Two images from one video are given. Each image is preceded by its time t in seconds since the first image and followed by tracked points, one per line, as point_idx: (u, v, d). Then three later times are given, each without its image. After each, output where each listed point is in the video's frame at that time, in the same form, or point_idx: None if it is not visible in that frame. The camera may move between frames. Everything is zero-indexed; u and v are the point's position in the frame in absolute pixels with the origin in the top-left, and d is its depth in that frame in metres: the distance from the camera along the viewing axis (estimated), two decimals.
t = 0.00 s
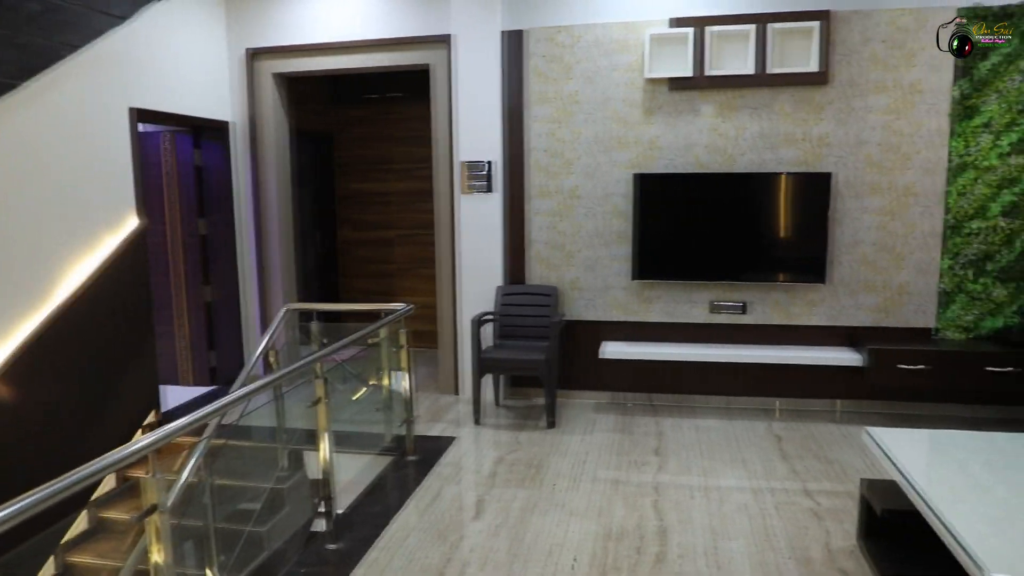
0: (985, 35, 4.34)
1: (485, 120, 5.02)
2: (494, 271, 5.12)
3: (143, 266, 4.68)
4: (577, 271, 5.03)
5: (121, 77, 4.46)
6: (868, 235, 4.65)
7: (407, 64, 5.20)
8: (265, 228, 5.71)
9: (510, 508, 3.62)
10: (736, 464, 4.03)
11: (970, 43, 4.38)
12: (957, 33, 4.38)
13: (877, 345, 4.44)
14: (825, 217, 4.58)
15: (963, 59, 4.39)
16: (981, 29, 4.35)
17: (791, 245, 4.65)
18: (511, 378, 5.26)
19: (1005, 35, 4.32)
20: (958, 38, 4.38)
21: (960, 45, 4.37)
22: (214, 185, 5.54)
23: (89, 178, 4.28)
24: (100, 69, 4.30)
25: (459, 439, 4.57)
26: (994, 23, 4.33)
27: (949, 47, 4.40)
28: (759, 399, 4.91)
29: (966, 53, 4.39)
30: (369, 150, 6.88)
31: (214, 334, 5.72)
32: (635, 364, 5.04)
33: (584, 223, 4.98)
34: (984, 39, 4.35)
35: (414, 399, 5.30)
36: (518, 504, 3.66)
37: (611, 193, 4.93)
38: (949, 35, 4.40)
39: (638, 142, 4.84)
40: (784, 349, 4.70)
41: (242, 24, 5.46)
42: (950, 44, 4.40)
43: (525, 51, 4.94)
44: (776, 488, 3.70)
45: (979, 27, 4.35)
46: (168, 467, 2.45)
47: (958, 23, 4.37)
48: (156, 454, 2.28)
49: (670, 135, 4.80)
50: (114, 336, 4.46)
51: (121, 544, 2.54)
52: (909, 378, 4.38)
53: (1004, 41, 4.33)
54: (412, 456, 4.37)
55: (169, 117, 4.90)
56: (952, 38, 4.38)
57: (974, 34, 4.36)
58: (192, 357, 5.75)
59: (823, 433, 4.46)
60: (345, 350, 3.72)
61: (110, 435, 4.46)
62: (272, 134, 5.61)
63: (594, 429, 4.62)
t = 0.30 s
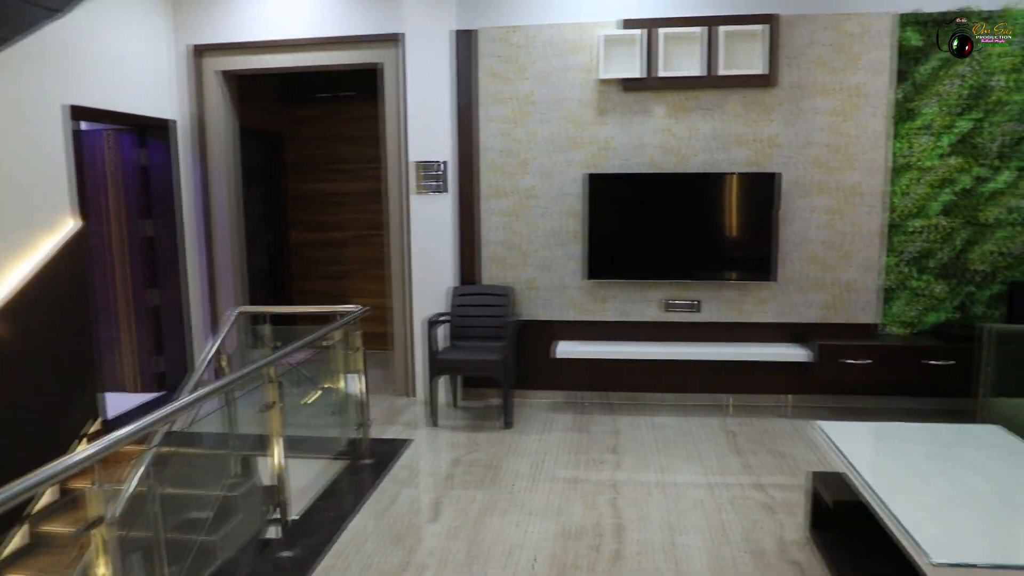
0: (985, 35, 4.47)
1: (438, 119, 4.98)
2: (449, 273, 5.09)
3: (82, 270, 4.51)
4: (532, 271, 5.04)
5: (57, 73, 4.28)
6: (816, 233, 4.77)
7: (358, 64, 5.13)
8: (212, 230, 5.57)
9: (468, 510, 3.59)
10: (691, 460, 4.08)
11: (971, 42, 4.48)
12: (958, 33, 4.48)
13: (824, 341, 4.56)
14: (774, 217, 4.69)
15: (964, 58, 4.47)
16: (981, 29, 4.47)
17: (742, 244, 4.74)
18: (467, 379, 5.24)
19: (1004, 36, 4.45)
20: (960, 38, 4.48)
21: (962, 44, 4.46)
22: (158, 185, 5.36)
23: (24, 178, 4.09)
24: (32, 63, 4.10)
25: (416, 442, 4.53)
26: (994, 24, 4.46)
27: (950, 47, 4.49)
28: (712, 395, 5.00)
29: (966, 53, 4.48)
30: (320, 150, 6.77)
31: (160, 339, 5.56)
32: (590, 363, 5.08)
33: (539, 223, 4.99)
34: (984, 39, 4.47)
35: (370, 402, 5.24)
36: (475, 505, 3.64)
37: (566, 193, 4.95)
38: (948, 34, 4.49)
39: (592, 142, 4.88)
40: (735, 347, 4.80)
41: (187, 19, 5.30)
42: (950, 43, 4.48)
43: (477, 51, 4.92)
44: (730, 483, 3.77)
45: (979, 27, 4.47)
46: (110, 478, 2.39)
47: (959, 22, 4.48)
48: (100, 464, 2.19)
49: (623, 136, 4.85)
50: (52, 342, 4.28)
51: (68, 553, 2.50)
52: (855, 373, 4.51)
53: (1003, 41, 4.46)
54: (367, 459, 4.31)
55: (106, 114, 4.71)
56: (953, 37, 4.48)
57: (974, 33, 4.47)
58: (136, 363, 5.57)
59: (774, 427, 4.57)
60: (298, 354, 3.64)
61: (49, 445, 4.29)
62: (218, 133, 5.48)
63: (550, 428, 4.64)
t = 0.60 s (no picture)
0: (986, 35, 4.60)
1: (388, 118, 4.92)
2: (400, 274, 5.04)
3: (13, 274, 4.31)
4: (483, 271, 5.03)
5: None
6: (761, 232, 4.87)
7: (304, 62, 5.04)
8: (154, 232, 5.38)
9: (421, 513, 3.56)
10: (642, 457, 4.13)
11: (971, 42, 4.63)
12: (958, 33, 4.61)
13: (771, 338, 4.66)
14: (720, 216, 4.78)
15: (964, 58, 4.62)
16: (981, 29, 4.60)
17: (689, 243, 4.82)
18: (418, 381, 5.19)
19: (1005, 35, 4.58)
20: (960, 38, 4.61)
21: (962, 45, 4.60)
22: (96, 186, 5.16)
23: None
24: None
25: (367, 445, 4.47)
26: (995, 23, 4.58)
27: (951, 47, 4.62)
28: (661, 392, 5.06)
29: (966, 53, 4.63)
30: (266, 150, 6.63)
31: (100, 344, 5.37)
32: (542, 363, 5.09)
33: (490, 223, 4.98)
34: (985, 39, 4.60)
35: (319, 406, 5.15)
36: (428, 508, 3.60)
37: (516, 193, 4.95)
38: (949, 35, 4.62)
39: (542, 142, 4.89)
40: (684, 344, 4.87)
41: (126, 14, 5.12)
42: (951, 43, 4.62)
43: (426, 51, 4.88)
44: (680, 479, 3.82)
45: (979, 27, 4.61)
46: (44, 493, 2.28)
47: (960, 22, 4.61)
48: (36, 476, 2.10)
49: (573, 136, 4.87)
50: None
51: None
52: (800, 368, 4.63)
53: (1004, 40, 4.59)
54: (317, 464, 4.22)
55: (37, 112, 4.51)
56: (954, 38, 4.61)
57: (975, 33, 4.61)
58: (74, 371, 5.36)
59: (722, 423, 4.65)
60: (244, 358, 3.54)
61: None
62: (159, 131, 5.31)
63: (503, 428, 4.63)
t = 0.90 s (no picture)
0: (984, 35, 4.30)
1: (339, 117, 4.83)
2: (349, 276, 4.94)
3: None
4: (436, 271, 5.00)
5: None
6: (711, 232, 4.96)
7: (251, 60, 4.92)
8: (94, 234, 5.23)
9: (376, 517, 3.51)
10: (597, 455, 4.15)
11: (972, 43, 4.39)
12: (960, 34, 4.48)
13: (721, 335, 4.74)
14: (671, 216, 4.84)
15: (964, 59, 4.47)
16: (981, 29, 4.32)
17: (641, 242, 4.87)
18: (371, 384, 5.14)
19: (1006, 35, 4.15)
20: (961, 39, 4.47)
21: (961, 46, 4.47)
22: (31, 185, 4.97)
23: None
24: None
25: (320, 450, 4.39)
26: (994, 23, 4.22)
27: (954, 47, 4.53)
28: (614, 391, 5.11)
29: (967, 53, 4.44)
30: (213, 149, 6.46)
31: (36, 351, 5.17)
32: (497, 363, 5.08)
33: (442, 224, 4.96)
34: (983, 39, 4.31)
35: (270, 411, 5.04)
36: (383, 512, 3.56)
37: (468, 193, 4.93)
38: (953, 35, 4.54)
39: (494, 142, 4.88)
40: (637, 343, 4.92)
41: (61, 7, 4.93)
42: (953, 44, 4.53)
43: (377, 50, 4.83)
44: (635, 476, 3.85)
45: (981, 27, 4.33)
46: None
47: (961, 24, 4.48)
48: None
49: (525, 136, 4.88)
50: None
51: None
52: (750, 365, 4.72)
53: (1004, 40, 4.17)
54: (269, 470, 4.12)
55: None
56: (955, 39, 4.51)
57: (976, 34, 4.36)
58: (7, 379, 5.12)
59: (675, 420, 4.72)
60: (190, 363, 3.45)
61: None
62: (99, 130, 5.14)
63: (458, 430, 4.61)
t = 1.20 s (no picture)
0: (985, 35, 3.84)
1: (285, 116, 4.74)
2: (298, 279, 4.86)
3: None
4: (385, 273, 4.96)
5: None
6: (658, 231, 5.03)
7: (193, 57, 4.79)
8: (26, 236, 5.03)
9: (326, 522, 3.46)
10: (549, 454, 4.18)
11: (971, 42, 3.92)
12: (958, 33, 3.99)
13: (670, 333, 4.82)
14: (619, 216, 4.90)
15: (962, 60, 3.98)
16: (981, 28, 3.85)
17: (589, 242, 4.91)
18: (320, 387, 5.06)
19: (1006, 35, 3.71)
20: (959, 38, 3.98)
21: (960, 46, 3.97)
22: None
23: None
24: None
25: (268, 455, 4.31)
26: (996, 21, 3.76)
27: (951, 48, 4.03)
28: (565, 389, 5.15)
29: (966, 54, 3.96)
30: (154, 149, 6.28)
31: None
32: (448, 364, 5.07)
33: (391, 224, 4.92)
34: (984, 39, 3.84)
35: (216, 417, 4.93)
36: (333, 517, 3.51)
37: (417, 193, 4.91)
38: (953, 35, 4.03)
39: (443, 142, 4.87)
40: (587, 342, 4.97)
41: None
42: (951, 44, 4.03)
43: (323, 49, 4.76)
44: (586, 474, 3.89)
45: (981, 26, 3.87)
46: None
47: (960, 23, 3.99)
48: None
49: (473, 136, 4.88)
50: None
51: None
52: (698, 361, 4.81)
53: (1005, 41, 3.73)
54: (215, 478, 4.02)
55: None
56: (953, 39, 4.02)
57: (975, 33, 3.90)
58: None
59: (625, 417, 4.78)
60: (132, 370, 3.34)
61: None
62: (32, 128, 4.96)
63: (409, 432, 4.58)
